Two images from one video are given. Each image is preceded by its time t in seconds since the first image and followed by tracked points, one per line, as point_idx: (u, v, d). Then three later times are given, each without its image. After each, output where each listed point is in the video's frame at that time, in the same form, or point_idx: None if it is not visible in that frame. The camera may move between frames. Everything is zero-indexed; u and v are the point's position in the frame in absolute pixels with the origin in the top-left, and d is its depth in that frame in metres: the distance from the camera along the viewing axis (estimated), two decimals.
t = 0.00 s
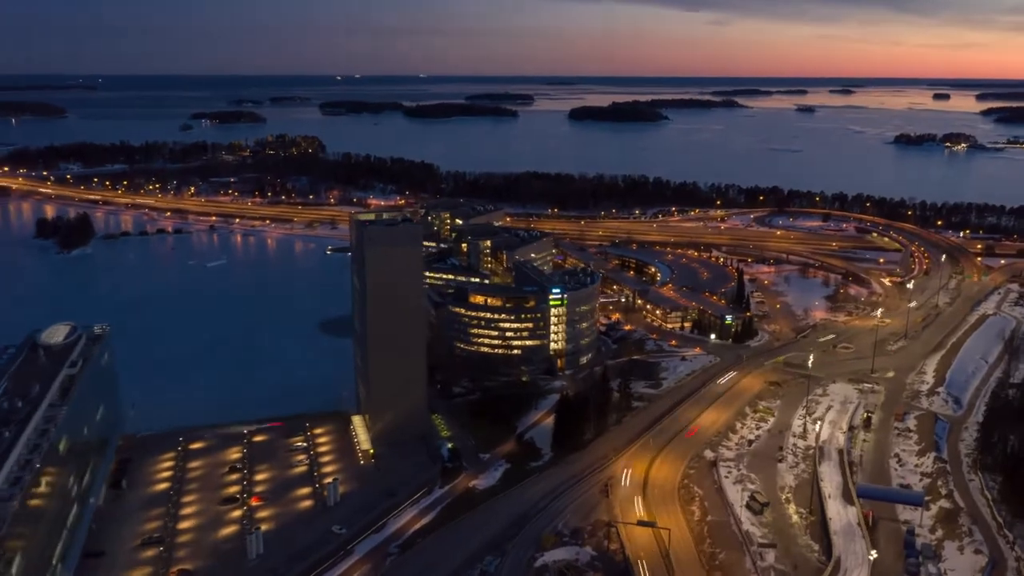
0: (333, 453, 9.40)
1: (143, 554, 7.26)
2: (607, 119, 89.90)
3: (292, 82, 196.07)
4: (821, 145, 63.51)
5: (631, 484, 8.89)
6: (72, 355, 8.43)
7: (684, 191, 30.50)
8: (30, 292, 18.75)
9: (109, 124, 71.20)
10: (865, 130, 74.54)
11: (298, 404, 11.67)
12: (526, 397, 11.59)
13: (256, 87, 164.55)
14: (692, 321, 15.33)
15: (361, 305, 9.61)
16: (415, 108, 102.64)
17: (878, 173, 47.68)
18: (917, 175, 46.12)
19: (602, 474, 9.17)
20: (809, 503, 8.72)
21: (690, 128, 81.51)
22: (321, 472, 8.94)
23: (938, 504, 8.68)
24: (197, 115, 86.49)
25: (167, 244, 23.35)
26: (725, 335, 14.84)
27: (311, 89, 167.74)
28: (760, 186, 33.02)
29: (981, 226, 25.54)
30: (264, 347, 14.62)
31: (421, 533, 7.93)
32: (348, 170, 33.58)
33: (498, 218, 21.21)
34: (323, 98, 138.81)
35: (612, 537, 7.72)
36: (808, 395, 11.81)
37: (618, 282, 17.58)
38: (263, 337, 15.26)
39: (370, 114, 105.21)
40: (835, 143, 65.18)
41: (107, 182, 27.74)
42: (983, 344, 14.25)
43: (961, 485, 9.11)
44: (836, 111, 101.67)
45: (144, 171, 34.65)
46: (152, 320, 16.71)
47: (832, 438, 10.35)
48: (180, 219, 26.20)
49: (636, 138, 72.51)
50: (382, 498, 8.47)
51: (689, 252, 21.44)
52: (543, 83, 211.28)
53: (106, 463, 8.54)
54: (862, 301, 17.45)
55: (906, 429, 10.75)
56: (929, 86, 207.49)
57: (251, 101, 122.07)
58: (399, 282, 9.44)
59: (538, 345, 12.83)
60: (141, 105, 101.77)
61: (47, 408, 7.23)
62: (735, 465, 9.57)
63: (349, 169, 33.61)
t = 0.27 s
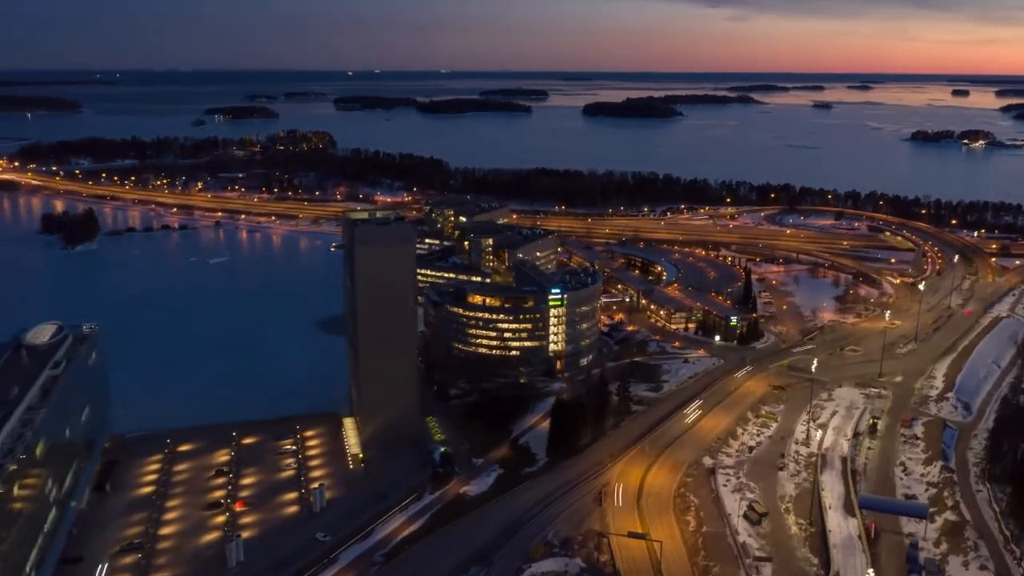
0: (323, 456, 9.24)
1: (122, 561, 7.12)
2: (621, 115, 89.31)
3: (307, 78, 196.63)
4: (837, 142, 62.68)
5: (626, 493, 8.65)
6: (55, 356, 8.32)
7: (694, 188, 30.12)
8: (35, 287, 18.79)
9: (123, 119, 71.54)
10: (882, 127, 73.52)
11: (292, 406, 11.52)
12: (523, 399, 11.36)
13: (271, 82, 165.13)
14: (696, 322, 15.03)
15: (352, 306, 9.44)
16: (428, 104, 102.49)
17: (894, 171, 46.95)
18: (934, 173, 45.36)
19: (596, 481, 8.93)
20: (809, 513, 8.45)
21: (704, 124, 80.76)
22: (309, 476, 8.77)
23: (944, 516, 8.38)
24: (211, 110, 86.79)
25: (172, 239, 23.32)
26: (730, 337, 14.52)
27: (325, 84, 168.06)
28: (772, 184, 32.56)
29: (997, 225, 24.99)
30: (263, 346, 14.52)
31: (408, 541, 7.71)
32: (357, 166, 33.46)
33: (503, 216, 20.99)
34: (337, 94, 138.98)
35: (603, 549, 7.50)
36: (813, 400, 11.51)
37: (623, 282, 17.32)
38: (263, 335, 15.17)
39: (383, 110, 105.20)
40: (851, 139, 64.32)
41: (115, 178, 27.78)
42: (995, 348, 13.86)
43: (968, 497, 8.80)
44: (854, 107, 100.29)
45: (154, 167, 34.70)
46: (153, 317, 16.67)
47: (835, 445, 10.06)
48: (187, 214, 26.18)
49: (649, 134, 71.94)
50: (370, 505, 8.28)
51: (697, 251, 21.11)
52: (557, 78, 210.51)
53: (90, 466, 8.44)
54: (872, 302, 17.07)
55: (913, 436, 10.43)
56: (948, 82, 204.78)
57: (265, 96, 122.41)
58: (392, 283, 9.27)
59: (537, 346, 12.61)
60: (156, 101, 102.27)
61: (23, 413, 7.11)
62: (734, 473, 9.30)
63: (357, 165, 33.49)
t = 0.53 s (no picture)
0: (310, 460, 9.04)
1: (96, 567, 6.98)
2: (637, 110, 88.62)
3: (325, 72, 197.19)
4: (855, 137, 61.73)
5: (619, 504, 8.38)
6: (36, 355, 8.19)
7: (706, 184, 29.67)
8: (40, 282, 18.84)
9: (140, 112, 71.95)
10: (902, 122, 72.33)
11: (285, 409, 11.36)
12: (519, 402, 11.11)
13: (288, 76, 165.77)
14: (701, 323, 14.71)
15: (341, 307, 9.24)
16: (444, 98, 102.31)
17: (913, 167, 46.08)
18: (955, 169, 44.46)
19: (588, 490, 8.66)
20: (809, 526, 8.13)
21: (721, 119, 79.91)
22: (294, 481, 8.58)
23: (950, 532, 8.03)
24: (227, 104, 87.12)
25: (179, 235, 23.29)
26: (735, 339, 14.19)
27: (342, 78, 168.44)
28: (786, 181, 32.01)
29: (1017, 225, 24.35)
30: (260, 344, 14.40)
31: (391, 551, 7.50)
32: (366, 161, 33.32)
33: (509, 213, 20.73)
34: (354, 88, 139.18)
35: (590, 563, 7.25)
36: (818, 407, 11.16)
37: (628, 281, 17.01)
38: (262, 333, 15.04)
39: (399, 104, 105.15)
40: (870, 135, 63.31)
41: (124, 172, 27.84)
42: (1011, 352, 13.41)
43: (977, 511, 8.44)
44: (875, 102, 98.78)
45: (165, 161, 34.76)
46: (154, 313, 16.62)
47: (839, 454, 9.72)
48: (195, 209, 26.14)
49: (665, 129, 71.27)
50: (354, 512, 8.08)
51: (706, 249, 20.74)
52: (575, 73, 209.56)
53: (72, 468, 8.31)
54: (884, 303, 16.64)
55: (922, 445, 10.06)
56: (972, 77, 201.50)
57: (282, 90, 122.74)
58: (379, 283, 9.05)
59: (536, 347, 12.37)
60: (174, 95, 102.85)
61: None
62: (732, 482, 9.00)
63: (367, 160, 33.35)
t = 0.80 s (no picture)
0: (298, 464, 8.88)
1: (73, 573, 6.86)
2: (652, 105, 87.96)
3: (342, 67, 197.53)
4: (874, 134, 60.82)
5: (611, 513, 8.15)
6: (20, 354, 8.12)
7: (718, 181, 29.27)
8: (46, 277, 18.90)
9: (157, 108, 72.32)
10: (922, 119, 71.18)
11: (279, 410, 11.22)
12: (516, 406, 10.88)
13: (304, 71, 166.30)
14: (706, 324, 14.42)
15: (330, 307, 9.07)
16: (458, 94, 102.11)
17: (932, 164, 45.26)
18: (975, 167, 43.62)
19: (579, 499, 8.44)
20: (806, 539, 7.86)
21: (737, 115, 79.11)
22: (280, 485, 8.42)
23: (954, 547, 7.72)
24: (243, 99, 87.41)
25: (186, 230, 23.29)
26: (741, 341, 13.90)
27: (358, 73, 168.70)
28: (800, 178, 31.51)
29: None
30: (259, 342, 14.30)
31: (374, 560, 7.31)
32: (376, 158, 33.20)
33: (515, 210, 20.52)
34: (370, 83, 139.30)
35: None
36: (822, 412, 10.86)
37: (633, 281, 16.74)
38: (262, 331, 14.95)
39: (413, 99, 105.06)
40: (888, 132, 62.35)
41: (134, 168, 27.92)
42: None
43: (983, 525, 8.13)
44: (895, 98, 97.35)
45: (176, 156, 34.86)
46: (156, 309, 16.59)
47: (842, 463, 9.43)
48: (203, 204, 26.14)
49: (680, 125, 70.64)
50: (338, 519, 7.89)
51: (714, 248, 20.41)
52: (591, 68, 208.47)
53: (56, 470, 8.22)
54: (896, 305, 16.26)
55: (928, 454, 9.74)
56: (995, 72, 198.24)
57: (298, 85, 123.02)
58: (368, 284, 8.86)
59: (535, 348, 12.13)
60: (191, 89, 103.36)
61: None
62: (729, 491, 8.73)
63: (377, 156, 33.22)
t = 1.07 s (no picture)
0: (284, 468, 8.72)
1: None
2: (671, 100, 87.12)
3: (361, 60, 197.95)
4: (896, 129, 59.73)
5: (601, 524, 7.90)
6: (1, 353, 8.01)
7: (732, 178, 28.80)
8: (53, 270, 18.95)
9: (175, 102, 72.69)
10: (946, 114, 69.80)
11: (273, 411, 11.09)
12: (511, 409, 10.64)
13: (323, 65, 166.82)
14: (711, 325, 14.09)
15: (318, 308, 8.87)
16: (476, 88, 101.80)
17: (955, 161, 44.32)
18: (999, 164, 42.64)
19: (570, 509, 8.20)
20: (804, 554, 7.55)
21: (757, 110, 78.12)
22: (263, 490, 8.25)
23: (959, 565, 7.39)
24: (261, 93, 87.73)
25: (195, 225, 23.29)
26: (746, 343, 13.57)
27: (376, 67, 168.94)
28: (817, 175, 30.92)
29: None
30: (259, 339, 14.17)
31: (354, 569, 7.13)
32: (388, 152, 33.05)
33: (523, 207, 20.25)
34: (388, 77, 139.45)
35: None
36: (828, 419, 10.52)
37: (639, 280, 16.43)
38: (263, 327, 14.85)
39: (430, 93, 104.87)
40: (911, 128, 61.22)
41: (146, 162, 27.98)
42: None
43: (991, 542, 7.78)
44: (919, 93, 95.65)
45: (190, 150, 34.95)
46: (159, 304, 16.55)
47: (845, 473, 9.10)
48: (213, 199, 26.16)
49: (698, 120, 69.88)
50: (321, 526, 7.72)
51: (725, 246, 20.02)
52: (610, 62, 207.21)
53: (38, 471, 8.09)
54: (909, 306, 15.83)
55: (937, 465, 9.37)
56: None
57: (316, 79, 123.34)
58: (355, 285, 8.65)
59: (533, 350, 11.88)
60: (210, 83, 103.96)
61: None
62: (725, 501, 8.45)
63: (388, 151, 33.08)
